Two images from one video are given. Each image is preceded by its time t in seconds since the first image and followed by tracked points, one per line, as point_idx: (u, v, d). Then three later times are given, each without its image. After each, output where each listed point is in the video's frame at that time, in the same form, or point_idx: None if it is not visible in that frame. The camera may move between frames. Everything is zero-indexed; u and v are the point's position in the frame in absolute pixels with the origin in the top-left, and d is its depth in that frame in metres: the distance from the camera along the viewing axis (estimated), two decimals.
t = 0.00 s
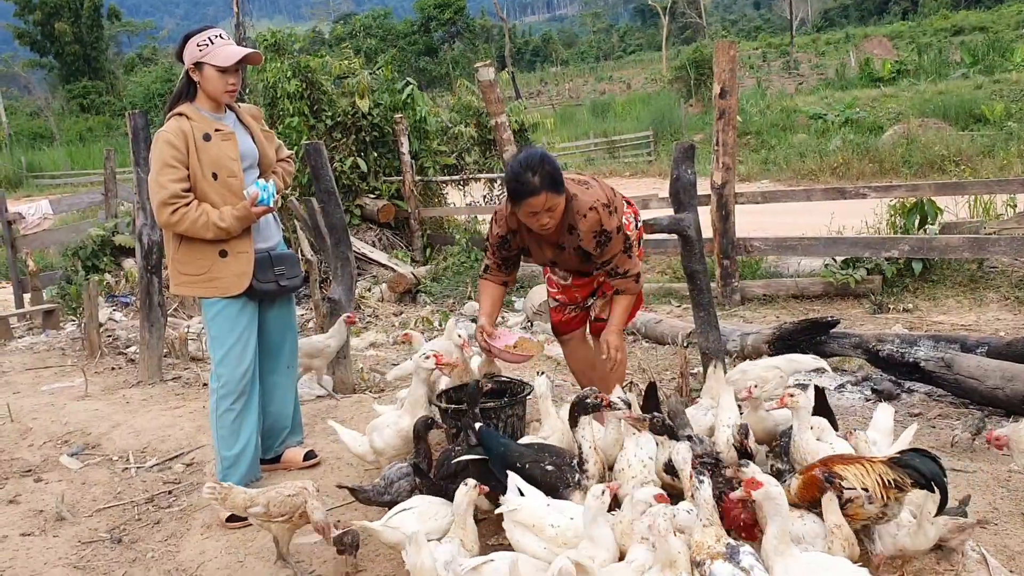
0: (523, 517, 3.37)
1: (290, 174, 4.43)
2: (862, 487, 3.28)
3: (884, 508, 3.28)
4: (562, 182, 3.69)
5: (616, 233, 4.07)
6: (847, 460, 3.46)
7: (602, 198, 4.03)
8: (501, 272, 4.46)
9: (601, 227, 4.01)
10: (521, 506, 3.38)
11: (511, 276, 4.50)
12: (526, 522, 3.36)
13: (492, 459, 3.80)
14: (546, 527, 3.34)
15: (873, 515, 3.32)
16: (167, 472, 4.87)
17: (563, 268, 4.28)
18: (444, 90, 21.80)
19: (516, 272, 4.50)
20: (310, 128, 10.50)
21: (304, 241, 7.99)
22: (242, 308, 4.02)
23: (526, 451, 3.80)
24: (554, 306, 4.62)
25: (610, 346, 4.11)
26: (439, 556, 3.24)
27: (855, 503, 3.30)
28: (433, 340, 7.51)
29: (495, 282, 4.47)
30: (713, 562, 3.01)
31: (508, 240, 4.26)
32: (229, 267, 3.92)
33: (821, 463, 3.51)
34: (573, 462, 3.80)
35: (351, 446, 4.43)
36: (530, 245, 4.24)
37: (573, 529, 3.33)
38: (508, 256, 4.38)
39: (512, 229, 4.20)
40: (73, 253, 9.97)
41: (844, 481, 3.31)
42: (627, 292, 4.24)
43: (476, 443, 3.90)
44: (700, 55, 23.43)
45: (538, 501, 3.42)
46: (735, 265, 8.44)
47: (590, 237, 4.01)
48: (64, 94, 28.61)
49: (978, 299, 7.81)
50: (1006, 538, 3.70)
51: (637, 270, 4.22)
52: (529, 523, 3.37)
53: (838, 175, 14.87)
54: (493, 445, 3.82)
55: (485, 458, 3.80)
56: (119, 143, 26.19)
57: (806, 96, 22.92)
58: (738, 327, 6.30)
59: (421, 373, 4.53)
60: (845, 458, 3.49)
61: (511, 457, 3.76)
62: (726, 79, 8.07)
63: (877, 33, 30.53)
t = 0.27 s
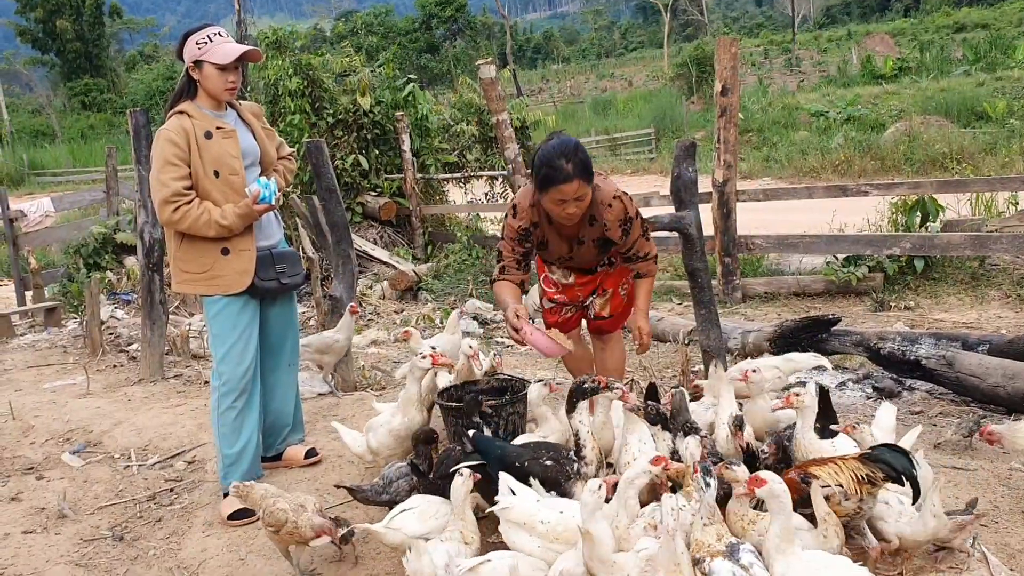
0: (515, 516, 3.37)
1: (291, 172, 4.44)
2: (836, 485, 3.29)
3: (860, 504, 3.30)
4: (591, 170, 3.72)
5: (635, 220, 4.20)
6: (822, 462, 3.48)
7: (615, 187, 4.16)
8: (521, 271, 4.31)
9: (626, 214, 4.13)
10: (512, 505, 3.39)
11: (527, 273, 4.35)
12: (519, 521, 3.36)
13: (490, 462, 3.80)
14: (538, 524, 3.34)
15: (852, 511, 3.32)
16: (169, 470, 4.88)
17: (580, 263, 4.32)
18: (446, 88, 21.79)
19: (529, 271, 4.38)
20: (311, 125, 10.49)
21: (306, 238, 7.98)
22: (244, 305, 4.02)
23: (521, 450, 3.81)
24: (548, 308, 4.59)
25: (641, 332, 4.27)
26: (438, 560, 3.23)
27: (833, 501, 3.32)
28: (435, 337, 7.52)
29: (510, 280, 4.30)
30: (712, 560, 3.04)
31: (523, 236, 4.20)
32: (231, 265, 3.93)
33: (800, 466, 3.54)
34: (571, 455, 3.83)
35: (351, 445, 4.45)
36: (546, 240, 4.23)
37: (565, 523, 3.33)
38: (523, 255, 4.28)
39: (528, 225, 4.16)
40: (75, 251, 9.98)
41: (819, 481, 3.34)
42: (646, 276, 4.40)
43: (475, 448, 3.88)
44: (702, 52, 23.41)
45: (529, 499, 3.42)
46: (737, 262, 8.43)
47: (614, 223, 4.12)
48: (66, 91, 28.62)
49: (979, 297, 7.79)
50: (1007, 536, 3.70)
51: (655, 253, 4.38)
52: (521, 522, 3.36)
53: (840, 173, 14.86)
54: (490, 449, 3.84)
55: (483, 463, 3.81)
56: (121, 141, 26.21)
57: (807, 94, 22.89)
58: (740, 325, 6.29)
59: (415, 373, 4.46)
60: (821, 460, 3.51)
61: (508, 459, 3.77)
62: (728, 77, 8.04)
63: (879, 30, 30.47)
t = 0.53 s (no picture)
0: (508, 517, 3.36)
1: (292, 171, 4.44)
2: (844, 489, 3.34)
3: (864, 506, 3.36)
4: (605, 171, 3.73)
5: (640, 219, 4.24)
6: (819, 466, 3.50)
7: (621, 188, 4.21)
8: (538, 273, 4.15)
9: (632, 214, 4.17)
10: (505, 507, 3.39)
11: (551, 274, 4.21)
12: (513, 522, 3.35)
13: (485, 464, 3.81)
14: (532, 522, 3.34)
15: (856, 513, 3.38)
16: (170, 469, 4.89)
17: (583, 263, 4.35)
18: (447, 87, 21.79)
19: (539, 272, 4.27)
20: (312, 124, 10.48)
21: (306, 237, 7.98)
22: (245, 305, 4.03)
23: (516, 451, 3.81)
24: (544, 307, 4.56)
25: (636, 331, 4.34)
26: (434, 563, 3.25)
27: (838, 505, 3.36)
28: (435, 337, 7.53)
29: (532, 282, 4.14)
30: (711, 561, 3.05)
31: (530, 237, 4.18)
32: (231, 263, 3.93)
33: (797, 472, 3.53)
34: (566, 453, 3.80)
35: (353, 442, 4.45)
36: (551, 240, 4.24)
37: (559, 517, 3.34)
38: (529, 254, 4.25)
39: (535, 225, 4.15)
40: (75, 250, 9.99)
41: (824, 488, 3.36)
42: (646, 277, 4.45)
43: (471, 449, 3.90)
44: (703, 51, 23.40)
45: (521, 499, 3.42)
46: (737, 261, 8.43)
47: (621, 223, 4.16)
48: (67, 90, 28.64)
49: (980, 296, 7.79)
50: (1007, 535, 3.70)
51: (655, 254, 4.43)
52: (516, 523, 3.36)
53: (841, 171, 14.85)
54: (485, 452, 3.84)
55: (479, 465, 3.81)
56: (122, 140, 26.23)
57: (808, 92, 22.88)
58: (740, 324, 6.29)
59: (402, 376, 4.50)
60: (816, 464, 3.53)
61: (502, 460, 3.79)
62: (728, 76, 8.04)
63: (880, 29, 30.45)
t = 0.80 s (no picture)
0: (506, 522, 3.37)
1: (292, 172, 4.44)
2: (857, 492, 3.30)
3: (876, 510, 3.32)
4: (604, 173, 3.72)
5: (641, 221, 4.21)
6: (831, 468, 3.47)
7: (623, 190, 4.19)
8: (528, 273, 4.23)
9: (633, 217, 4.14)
10: (503, 512, 3.38)
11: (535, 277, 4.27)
12: (513, 525, 3.36)
13: (476, 470, 3.78)
14: (530, 524, 3.35)
15: (868, 517, 3.34)
16: (170, 470, 4.90)
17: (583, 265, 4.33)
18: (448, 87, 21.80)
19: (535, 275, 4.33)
20: (313, 125, 10.50)
21: (307, 238, 7.99)
22: (244, 305, 4.03)
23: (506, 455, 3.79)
24: (544, 308, 4.56)
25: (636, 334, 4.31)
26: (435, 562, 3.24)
27: (850, 508, 3.31)
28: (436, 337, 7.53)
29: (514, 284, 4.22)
30: (713, 563, 3.04)
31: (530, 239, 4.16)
32: (231, 264, 3.94)
33: (807, 474, 3.50)
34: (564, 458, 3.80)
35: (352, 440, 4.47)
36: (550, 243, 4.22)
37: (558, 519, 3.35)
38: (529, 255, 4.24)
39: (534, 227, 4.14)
40: (76, 250, 10.00)
41: (838, 490, 3.32)
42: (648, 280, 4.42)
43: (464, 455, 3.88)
44: (703, 51, 23.42)
45: (518, 501, 3.43)
46: (738, 262, 8.44)
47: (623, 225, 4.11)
48: (68, 91, 28.65)
49: (980, 296, 7.80)
50: (1007, 536, 3.70)
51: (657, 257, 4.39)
52: (515, 526, 3.37)
53: (841, 172, 14.86)
54: (475, 456, 3.81)
55: (471, 470, 3.79)
56: (123, 140, 26.25)
57: (809, 93, 22.89)
58: (740, 325, 6.29)
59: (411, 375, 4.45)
60: (829, 466, 3.49)
61: (493, 464, 3.76)
62: (729, 76, 8.04)
63: (880, 29, 30.46)
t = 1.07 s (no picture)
0: (505, 523, 3.39)
1: (293, 172, 4.43)
2: (868, 495, 3.28)
3: (886, 514, 3.30)
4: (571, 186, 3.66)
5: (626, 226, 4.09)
6: (841, 470, 3.45)
7: (610, 192, 4.08)
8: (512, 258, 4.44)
9: (614, 221, 4.04)
10: (500, 514, 3.40)
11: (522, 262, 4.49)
12: (511, 527, 3.38)
13: (476, 466, 3.75)
14: (528, 525, 3.36)
15: (877, 520, 3.31)
16: (172, 469, 4.90)
17: (574, 265, 4.33)
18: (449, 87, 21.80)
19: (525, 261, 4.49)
20: (314, 125, 10.50)
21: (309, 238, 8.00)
22: (245, 306, 4.04)
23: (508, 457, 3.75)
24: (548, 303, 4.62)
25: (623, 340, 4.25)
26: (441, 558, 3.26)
27: (859, 511, 3.28)
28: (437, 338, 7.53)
29: (508, 268, 4.46)
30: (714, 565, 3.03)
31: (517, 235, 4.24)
32: (231, 265, 3.94)
33: (817, 474, 3.49)
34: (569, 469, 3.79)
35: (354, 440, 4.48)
36: (537, 241, 4.26)
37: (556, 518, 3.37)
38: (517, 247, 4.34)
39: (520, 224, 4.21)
40: (78, 250, 10.02)
41: (847, 492, 3.30)
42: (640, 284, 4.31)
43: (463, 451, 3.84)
44: (704, 51, 23.41)
45: (515, 503, 3.44)
46: (739, 262, 8.44)
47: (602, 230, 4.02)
48: (69, 91, 28.66)
49: (981, 297, 7.79)
50: (1009, 536, 3.70)
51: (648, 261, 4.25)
52: (513, 527, 3.38)
53: (843, 172, 14.86)
54: (476, 454, 3.78)
55: (468, 466, 3.75)
56: (124, 140, 26.27)
57: (810, 93, 22.87)
58: (741, 326, 6.28)
59: (415, 372, 4.49)
60: (839, 468, 3.48)
61: (493, 464, 3.72)
62: (730, 77, 8.04)
63: (882, 30, 30.45)
